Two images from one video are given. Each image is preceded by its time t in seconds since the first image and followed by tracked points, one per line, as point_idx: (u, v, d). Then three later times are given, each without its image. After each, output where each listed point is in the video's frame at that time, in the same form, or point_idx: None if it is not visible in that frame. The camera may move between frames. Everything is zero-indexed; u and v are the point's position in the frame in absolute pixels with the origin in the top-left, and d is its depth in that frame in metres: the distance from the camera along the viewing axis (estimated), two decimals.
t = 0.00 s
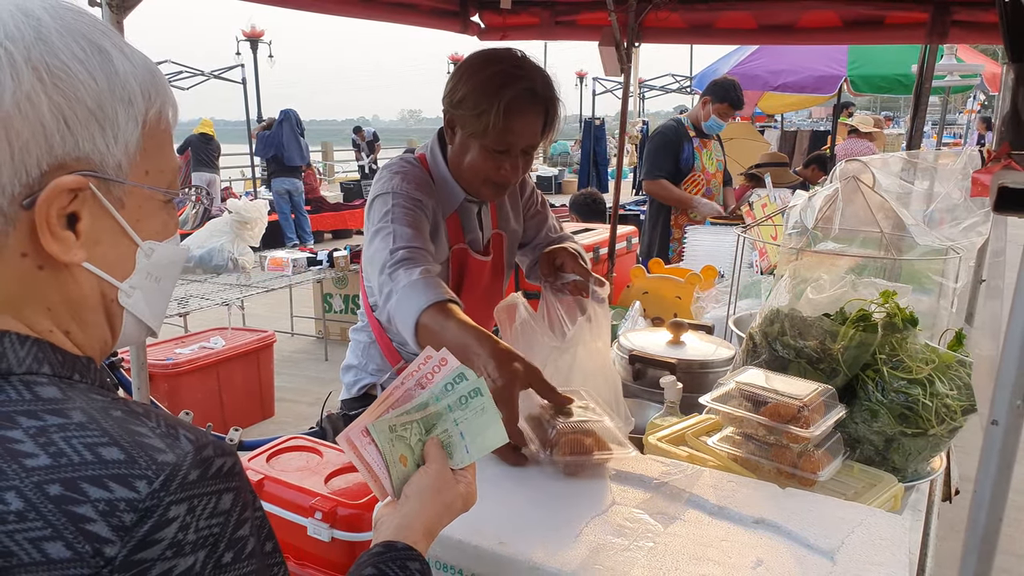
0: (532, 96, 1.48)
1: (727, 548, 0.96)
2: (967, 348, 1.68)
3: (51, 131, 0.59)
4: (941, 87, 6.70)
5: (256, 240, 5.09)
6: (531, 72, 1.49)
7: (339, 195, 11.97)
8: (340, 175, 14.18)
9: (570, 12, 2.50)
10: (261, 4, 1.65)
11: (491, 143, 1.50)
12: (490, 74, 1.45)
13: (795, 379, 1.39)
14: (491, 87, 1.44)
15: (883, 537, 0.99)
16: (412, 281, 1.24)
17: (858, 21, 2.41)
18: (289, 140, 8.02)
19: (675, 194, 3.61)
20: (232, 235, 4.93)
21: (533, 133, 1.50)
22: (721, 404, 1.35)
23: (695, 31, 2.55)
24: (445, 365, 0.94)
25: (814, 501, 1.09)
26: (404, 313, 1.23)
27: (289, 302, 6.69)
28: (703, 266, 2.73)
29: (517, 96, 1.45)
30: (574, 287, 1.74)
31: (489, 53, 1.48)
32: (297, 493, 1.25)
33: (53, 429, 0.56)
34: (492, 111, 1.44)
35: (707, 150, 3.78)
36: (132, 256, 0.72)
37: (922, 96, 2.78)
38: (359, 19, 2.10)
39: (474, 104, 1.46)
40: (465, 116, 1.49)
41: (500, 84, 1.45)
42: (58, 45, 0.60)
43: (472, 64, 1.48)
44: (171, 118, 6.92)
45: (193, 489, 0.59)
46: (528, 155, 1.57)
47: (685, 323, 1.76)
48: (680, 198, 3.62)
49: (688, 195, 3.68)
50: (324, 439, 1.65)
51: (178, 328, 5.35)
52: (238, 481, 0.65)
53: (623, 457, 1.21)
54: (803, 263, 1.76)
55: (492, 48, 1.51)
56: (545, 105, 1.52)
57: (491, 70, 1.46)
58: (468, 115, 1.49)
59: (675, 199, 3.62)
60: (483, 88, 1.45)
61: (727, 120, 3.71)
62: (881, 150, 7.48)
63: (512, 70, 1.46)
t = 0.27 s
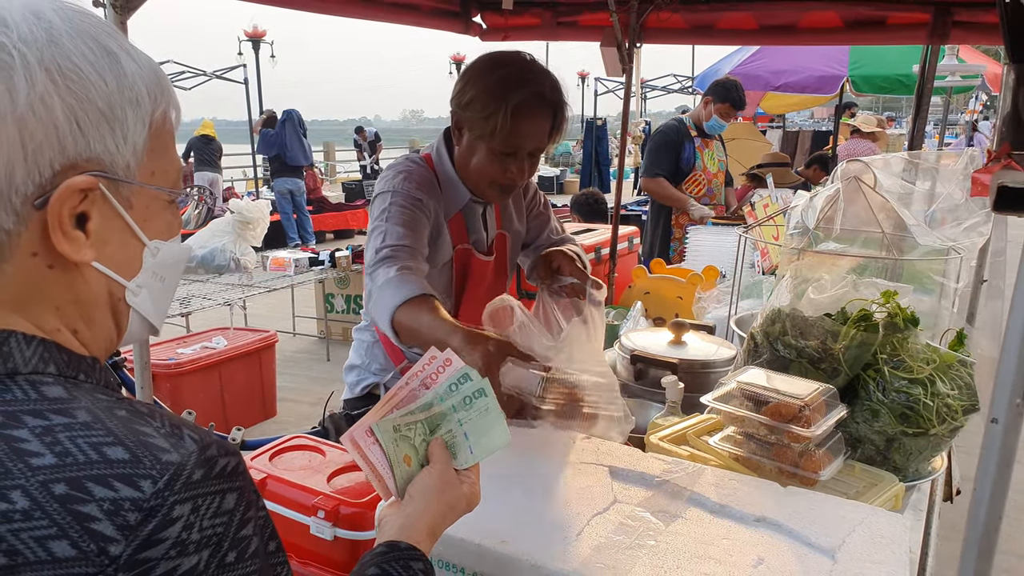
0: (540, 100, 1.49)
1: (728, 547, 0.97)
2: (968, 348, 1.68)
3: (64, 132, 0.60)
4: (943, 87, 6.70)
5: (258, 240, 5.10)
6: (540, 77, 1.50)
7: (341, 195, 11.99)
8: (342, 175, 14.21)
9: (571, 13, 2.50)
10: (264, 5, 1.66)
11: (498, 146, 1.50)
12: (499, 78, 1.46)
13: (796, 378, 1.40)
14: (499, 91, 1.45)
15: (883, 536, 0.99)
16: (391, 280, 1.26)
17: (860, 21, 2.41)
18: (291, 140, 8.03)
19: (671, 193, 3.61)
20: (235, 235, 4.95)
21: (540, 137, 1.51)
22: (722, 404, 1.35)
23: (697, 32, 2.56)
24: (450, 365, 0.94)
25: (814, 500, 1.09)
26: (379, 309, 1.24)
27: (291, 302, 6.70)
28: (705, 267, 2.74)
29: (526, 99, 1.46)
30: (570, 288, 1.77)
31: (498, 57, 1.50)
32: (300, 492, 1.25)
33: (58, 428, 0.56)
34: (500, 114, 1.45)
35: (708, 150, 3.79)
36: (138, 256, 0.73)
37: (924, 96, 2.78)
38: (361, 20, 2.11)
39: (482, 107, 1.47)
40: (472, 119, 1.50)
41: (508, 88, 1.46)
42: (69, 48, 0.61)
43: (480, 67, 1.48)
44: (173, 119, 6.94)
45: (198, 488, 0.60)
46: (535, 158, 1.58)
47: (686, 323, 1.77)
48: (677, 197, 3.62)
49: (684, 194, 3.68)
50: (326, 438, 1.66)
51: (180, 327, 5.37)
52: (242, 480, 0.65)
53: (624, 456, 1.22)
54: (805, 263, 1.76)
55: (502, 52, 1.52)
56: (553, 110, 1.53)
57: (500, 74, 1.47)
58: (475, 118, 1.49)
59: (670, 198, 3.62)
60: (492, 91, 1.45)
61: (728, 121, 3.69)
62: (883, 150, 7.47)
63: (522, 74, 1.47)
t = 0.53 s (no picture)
0: (535, 96, 1.49)
1: (730, 546, 0.96)
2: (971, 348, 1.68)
3: (77, 129, 0.60)
4: (946, 87, 6.68)
5: (260, 239, 5.11)
6: (534, 73, 1.50)
7: (343, 195, 11.99)
8: (343, 175, 14.22)
9: (573, 12, 2.50)
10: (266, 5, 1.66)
11: (494, 143, 1.50)
12: (493, 75, 1.46)
13: (798, 378, 1.40)
14: (493, 88, 1.45)
15: (886, 536, 0.99)
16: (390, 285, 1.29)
17: (862, 21, 2.41)
18: (293, 140, 8.04)
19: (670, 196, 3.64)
20: (236, 235, 4.95)
21: (536, 133, 1.51)
22: (725, 404, 1.35)
23: (699, 31, 2.56)
24: (451, 364, 0.94)
25: (816, 499, 1.09)
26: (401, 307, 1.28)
27: (293, 301, 6.70)
28: (706, 266, 2.73)
29: (519, 95, 1.46)
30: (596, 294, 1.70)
31: (491, 54, 1.50)
32: (302, 491, 1.25)
33: (61, 425, 0.56)
34: (494, 111, 1.45)
35: (709, 150, 3.79)
36: (143, 253, 0.73)
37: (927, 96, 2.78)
38: (363, 19, 2.11)
39: (477, 105, 1.46)
40: (467, 116, 1.50)
41: (502, 85, 1.46)
42: (84, 45, 0.61)
43: (474, 65, 1.48)
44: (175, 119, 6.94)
45: (200, 486, 0.60)
46: (530, 155, 1.57)
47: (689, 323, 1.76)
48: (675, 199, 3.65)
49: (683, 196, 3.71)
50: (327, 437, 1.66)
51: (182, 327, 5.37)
52: (243, 478, 0.65)
53: (625, 456, 1.22)
54: (807, 263, 1.76)
55: (495, 49, 1.52)
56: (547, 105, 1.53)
57: (494, 70, 1.47)
58: (470, 115, 1.49)
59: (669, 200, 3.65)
60: (486, 88, 1.46)
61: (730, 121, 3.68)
62: (885, 150, 7.45)
63: (515, 71, 1.48)
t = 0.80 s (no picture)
0: (541, 92, 1.50)
1: (732, 545, 0.97)
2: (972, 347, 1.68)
3: (87, 128, 0.60)
4: (948, 87, 6.67)
5: (261, 239, 5.11)
6: (539, 70, 1.51)
7: (345, 195, 12.01)
8: (345, 175, 14.25)
9: (575, 12, 2.51)
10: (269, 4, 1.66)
11: (501, 140, 1.50)
12: (499, 72, 1.47)
13: (800, 377, 1.40)
14: (499, 85, 1.46)
15: (888, 535, 0.99)
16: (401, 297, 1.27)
17: (864, 21, 2.41)
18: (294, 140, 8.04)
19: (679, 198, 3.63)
20: (238, 235, 4.96)
21: (542, 129, 1.51)
22: (726, 403, 1.36)
23: (701, 32, 2.56)
24: (454, 364, 0.93)
25: (818, 498, 1.09)
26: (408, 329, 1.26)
27: (294, 301, 6.71)
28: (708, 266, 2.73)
29: (525, 92, 1.46)
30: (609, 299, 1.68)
31: (495, 52, 1.50)
32: (305, 489, 1.26)
33: (69, 423, 0.57)
34: (502, 107, 1.46)
35: (712, 150, 3.79)
36: (150, 252, 0.73)
37: (928, 95, 2.78)
38: (365, 19, 2.12)
39: (483, 102, 1.47)
40: (473, 115, 1.50)
41: (508, 82, 1.46)
42: (93, 46, 0.61)
43: (478, 63, 1.49)
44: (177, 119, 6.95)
45: (208, 484, 0.60)
46: (537, 152, 1.57)
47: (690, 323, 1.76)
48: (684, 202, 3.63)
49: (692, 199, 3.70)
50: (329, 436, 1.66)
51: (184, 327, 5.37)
52: (250, 477, 0.65)
53: (628, 455, 1.22)
54: (809, 262, 1.76)
55: (499, 47, 1.53)
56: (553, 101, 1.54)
57: (498, 68, 1.48)
58: (476, 113, 1.49)
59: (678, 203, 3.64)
60: (492, 85, 1.46)
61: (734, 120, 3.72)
62: (888, 150, 7.44)
63: (520, 67, 1.48)
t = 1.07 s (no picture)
0: (549, 95, 1.50)
1: (736, 546, 0.97)
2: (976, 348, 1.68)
3: (96, 129, 0.61)
4: (951, 87, 6.66)
5: (264, 239, 5.12)
6: (546, 72, 1.51)
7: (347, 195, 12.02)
8: (347, 175, 14.26)
9: (578, 13, 2.51)
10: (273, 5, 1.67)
11: (507, 142, 1.51)
12: (506, 74, 1.47)
13: (804, 379, 1.40)
14: (506, 87, 1.46)
15: (891, 536, 0.99)
16: (449, 296, 1.28)
17: (867, 22, 2.41)
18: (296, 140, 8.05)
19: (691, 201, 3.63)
20: (241, 235, 4.97)
21: (548, 133, 1.52)
22: (730, 404, 1.36)
23: (704, 32, 2.56)
24: (459, 364, 0.94)
25: (821, 499, 1.10)
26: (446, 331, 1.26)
27: (297, 301, 6.72)
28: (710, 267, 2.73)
29: (532, 95, 1.46)
30: (592, 294, 1.70)
31: (503, 54, 1.50)
32: (309, 489, 1.26)
33: (79, 423, 0.57)
34: (508, 111, 1.46)
35: (715, 150, 3.79)
36: (156, 254, 0.74)
37: (931, 96, 2.78)
38: (369, 20, 2.12)
39: (490, 105, 1.48)
40: (479, 117, 1.51)
41: (515, 85, 1.47)
42: (101, 48, 0.62)
43: (485, 64, 1.49)
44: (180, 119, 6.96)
45: (216, 483, 0.60)
46: (542, 155, 1.58)
47: (694, 323, 1.77)
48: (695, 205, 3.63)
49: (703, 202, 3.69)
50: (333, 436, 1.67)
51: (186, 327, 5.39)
52: (258, 476, 0.66)
53: (631, 455, 1.22)
54: (812, 263, 1.76)
55: (506, 49, 1.53)
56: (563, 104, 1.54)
57: (505, 70, 1.48)
58: (483, 115, 1.50)
59: (689, 206, 3.64)
60: (499, 87, 1.46)
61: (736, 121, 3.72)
62: (891, 151, 7.42)
63: (527, 70, 1.48)
